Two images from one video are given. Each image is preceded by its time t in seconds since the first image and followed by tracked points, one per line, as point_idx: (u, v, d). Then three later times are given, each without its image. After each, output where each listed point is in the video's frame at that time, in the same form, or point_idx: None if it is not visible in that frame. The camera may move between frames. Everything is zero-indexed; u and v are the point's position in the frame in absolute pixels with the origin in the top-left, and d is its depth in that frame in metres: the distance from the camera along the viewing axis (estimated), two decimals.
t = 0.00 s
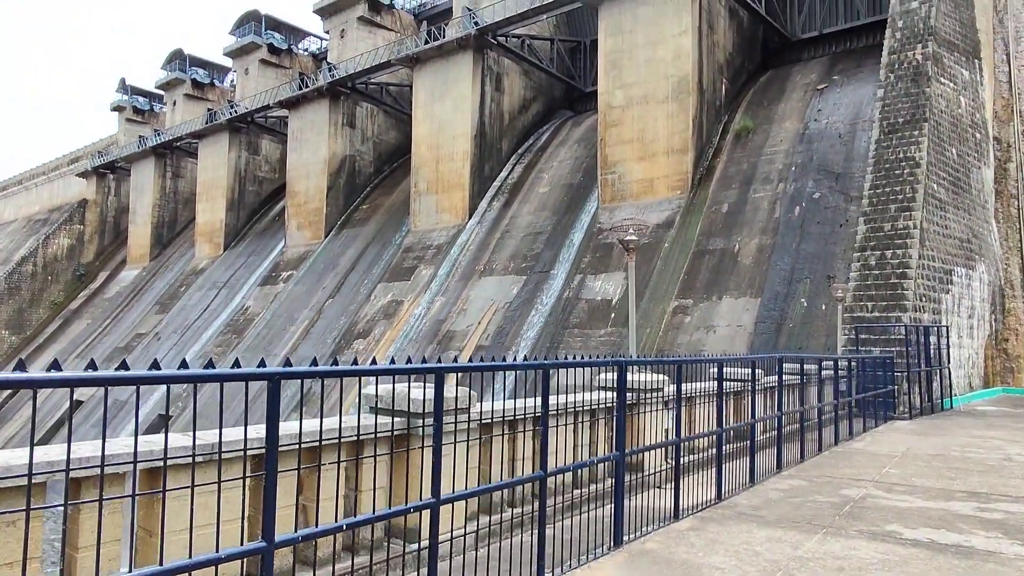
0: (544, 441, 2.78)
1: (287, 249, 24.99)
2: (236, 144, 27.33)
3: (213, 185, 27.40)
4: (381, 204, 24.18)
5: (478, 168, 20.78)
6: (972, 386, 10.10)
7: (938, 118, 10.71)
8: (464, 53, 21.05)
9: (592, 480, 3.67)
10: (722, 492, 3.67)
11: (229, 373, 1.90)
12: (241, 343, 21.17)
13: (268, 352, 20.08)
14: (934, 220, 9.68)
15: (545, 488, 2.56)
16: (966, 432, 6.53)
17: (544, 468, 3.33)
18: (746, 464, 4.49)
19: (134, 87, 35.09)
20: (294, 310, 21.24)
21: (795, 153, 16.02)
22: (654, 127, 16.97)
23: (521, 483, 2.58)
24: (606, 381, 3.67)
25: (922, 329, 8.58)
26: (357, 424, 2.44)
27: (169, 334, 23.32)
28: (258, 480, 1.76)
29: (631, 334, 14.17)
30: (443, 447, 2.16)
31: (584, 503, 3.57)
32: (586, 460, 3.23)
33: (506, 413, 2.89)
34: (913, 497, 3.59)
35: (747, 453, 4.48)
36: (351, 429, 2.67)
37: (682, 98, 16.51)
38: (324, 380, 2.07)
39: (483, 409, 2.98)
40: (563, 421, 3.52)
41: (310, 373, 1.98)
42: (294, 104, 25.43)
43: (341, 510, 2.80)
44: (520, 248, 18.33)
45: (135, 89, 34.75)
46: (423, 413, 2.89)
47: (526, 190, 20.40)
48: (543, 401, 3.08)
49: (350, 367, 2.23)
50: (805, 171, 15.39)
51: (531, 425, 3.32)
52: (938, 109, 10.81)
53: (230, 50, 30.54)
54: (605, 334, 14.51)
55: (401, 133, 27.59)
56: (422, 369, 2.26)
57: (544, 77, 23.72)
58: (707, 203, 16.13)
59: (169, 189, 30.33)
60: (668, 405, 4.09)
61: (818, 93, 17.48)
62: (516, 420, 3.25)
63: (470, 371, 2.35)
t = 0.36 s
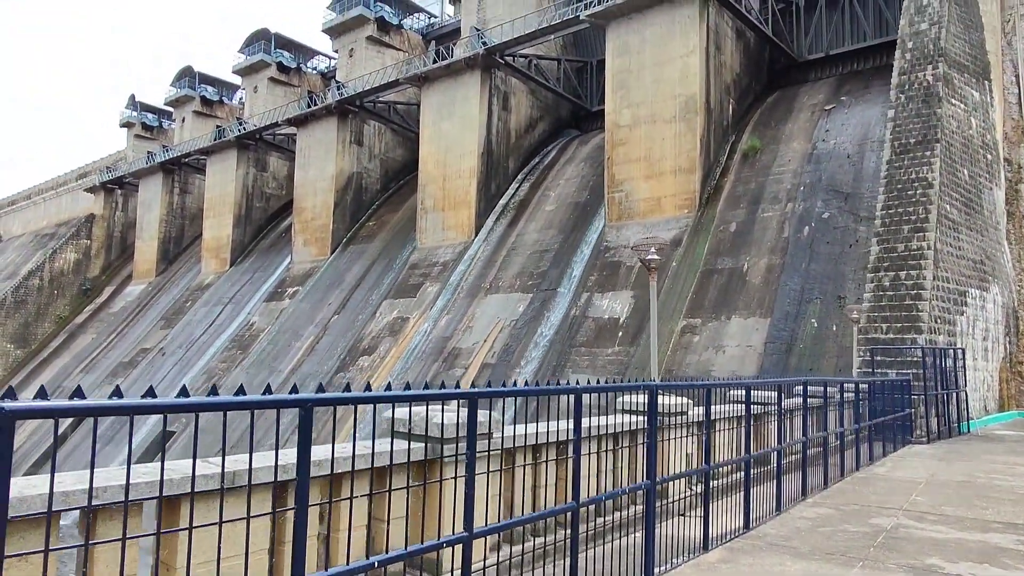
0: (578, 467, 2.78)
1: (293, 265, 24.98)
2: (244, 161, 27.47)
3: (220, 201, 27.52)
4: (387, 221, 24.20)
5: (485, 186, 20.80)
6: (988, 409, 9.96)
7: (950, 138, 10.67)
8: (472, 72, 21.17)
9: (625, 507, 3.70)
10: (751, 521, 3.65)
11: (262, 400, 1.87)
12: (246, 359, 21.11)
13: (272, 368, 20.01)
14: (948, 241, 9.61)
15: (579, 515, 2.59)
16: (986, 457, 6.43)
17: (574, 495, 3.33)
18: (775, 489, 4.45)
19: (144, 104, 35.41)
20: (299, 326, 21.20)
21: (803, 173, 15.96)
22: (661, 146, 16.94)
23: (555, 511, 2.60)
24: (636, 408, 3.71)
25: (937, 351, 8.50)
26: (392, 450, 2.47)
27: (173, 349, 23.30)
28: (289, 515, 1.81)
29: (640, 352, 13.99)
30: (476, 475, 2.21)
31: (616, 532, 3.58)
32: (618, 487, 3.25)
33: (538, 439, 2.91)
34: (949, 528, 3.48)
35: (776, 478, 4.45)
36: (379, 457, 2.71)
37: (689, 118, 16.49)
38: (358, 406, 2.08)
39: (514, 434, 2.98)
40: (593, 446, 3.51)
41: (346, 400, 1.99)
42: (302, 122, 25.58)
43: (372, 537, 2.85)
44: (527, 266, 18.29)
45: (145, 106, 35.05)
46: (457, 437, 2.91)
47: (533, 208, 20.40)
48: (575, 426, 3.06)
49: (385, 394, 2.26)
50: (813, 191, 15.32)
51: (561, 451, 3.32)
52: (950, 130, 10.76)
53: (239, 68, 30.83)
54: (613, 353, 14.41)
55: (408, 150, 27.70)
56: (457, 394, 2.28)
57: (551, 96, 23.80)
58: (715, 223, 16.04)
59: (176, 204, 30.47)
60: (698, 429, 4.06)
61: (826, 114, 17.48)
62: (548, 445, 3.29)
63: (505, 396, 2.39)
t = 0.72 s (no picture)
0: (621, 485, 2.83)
1: (302, 277, 24.99)
2: (254, 174, 27.58)
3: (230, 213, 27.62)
4: (396, 233, 24.19)
5: (495, 198, 20.77)
6: (1011, 422, 9.78)
7: (968, 147, 10.55)
8: (481, 84, 21.20)
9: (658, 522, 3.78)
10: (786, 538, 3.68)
11: (304, 418, 1.92)
12: (255, 370, 21.06)
13: (281, 379, 19.94)
14: (968, 251, 9.49)
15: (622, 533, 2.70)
16: (1016, 472, 6.26)
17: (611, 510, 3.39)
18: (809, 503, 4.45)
19: (154, 117, 35.67)
20: (308, 338, 21.15)
21: (816, 184, 15.82)
22: (672, 156, 16.80)
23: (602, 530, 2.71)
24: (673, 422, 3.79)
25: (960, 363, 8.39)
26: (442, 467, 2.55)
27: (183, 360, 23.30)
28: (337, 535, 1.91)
29: (653, 365, 13.81)
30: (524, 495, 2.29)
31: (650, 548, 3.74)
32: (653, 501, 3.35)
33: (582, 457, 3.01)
34: (994, 548, 3.45)
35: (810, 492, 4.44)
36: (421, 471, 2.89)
37: (701, 128, 16.37)
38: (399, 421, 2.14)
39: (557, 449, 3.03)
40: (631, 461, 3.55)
41: (391, 417, 2.07)
42: (312, 134, 25.68)
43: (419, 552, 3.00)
44: (537, 277, 18.19)
45: (155, 120, 35.31)
46: (502, 452, 3.02)
47: (543, 219, 20.34)
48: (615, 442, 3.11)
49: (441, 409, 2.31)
50: (827, 201, 15.17)
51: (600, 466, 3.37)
52: (967, 139, 10.64)
53: (250, 81, 31.04)
54: (625, 364, 14.26)
55: (417, 162, 27.75)
56: (505, 409, 2.35)
57: (560, 108, 23.81)
58: (727, 233, 15.87)
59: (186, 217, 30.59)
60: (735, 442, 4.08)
61: (838, 124, 17.38)
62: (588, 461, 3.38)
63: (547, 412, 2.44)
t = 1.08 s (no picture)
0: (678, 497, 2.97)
1: (323, 284, 25.12)
2: (275, 182, 27.82)
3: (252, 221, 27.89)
4: (416, 239, 24.25)
5: (514, 204, 20.74)
6: None
7: (1000, 146, 10.32)
8: (500, 90, 21.18)
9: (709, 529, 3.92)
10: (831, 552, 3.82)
11: (358, 427, 1.95)
12: (278, 377, 21.18)
13: (304, 386, 20.03)
14: (1004, 252, 9.28)
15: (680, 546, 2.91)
16: None
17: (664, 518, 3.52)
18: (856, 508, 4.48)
19: (176, 128, 36.15)
20: (329, 345, 21.23)
21: (841, 185, 15.56)
22: (693, 159, 16.59)
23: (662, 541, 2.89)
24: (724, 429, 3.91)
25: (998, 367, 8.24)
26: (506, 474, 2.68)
27: (206, 368, 23.52)
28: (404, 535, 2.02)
29: (677, 371, 13.64)
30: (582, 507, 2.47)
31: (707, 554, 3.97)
32: (708, 512, 3.56)
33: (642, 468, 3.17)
34: None
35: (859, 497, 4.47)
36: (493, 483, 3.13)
37: (722, 131, 16.16)
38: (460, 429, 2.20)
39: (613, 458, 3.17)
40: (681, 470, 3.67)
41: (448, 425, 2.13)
42: (332, 142, 25.85)
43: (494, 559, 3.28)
44: (558, 282, 18.09)
45: (178, 130, 35.77)
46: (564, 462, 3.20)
47: (563, 224, 20.25)
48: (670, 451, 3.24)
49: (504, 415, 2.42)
50: (852, 203, 14.91)
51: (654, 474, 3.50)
52: (1000, 137, 10.39)
53: (271, 91, 31.38)
54: (648, 369, 14.11)
55: (436, 169, 27.81)
56: (566, 416, 2.48)
57: (579, 112, 23.74)
58: (751, 236, 15.65)
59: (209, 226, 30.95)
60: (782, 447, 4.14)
61: (863, 124, 17.11)
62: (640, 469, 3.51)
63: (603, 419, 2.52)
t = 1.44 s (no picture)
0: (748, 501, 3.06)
1: (351, 289, 25.27)
2: (303, 189, 28.11)
3: (281, 227, 28.21)
4: (442, 243, 24.28)
5: (540, 207, 20.63)
6: None
7: None
8: (525, 92, 21.11)
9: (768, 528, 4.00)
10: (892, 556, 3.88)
11: (426, 432, 1.95)
12: (308, 382, 21.33)
13: (333, 391, 20.13)
14: None
15: (753, 556, 3.03)
16: None
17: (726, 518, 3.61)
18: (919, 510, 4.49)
19: (206, 138, 36.75)
20: (358, 349, 21.34)
21: (876, 180, 15.18)
22: (722, 157, 16.28)
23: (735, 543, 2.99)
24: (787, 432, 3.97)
25: None
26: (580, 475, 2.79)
27: (238, 373, 23.81)
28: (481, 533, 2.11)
29: (710, 372, 13.38)
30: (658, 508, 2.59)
31: (780, 559, 4.12)
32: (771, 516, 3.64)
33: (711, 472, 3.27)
34: None
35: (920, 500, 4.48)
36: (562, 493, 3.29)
37: (752, 127, 15.84)
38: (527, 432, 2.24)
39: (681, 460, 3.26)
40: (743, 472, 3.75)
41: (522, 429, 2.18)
42: (358, 148, 26.04)
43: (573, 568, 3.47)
44: (586, 284, 17.93)
45: (208, 140, 36.38)
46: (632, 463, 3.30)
47: (589, 225, 20.10)
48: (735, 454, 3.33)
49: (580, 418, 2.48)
50: (888, 198, 14.54)
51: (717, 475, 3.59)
52: None
53: (297, 99, 31.74)
54: (681, 371, 13.83)
55: (461, 172, 27.85)
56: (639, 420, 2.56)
57: (604, 113, 23.58)
58: (783, 234, 15.28)
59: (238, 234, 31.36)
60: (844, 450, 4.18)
61: (897, 117, 16.70)
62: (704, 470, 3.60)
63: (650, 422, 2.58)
